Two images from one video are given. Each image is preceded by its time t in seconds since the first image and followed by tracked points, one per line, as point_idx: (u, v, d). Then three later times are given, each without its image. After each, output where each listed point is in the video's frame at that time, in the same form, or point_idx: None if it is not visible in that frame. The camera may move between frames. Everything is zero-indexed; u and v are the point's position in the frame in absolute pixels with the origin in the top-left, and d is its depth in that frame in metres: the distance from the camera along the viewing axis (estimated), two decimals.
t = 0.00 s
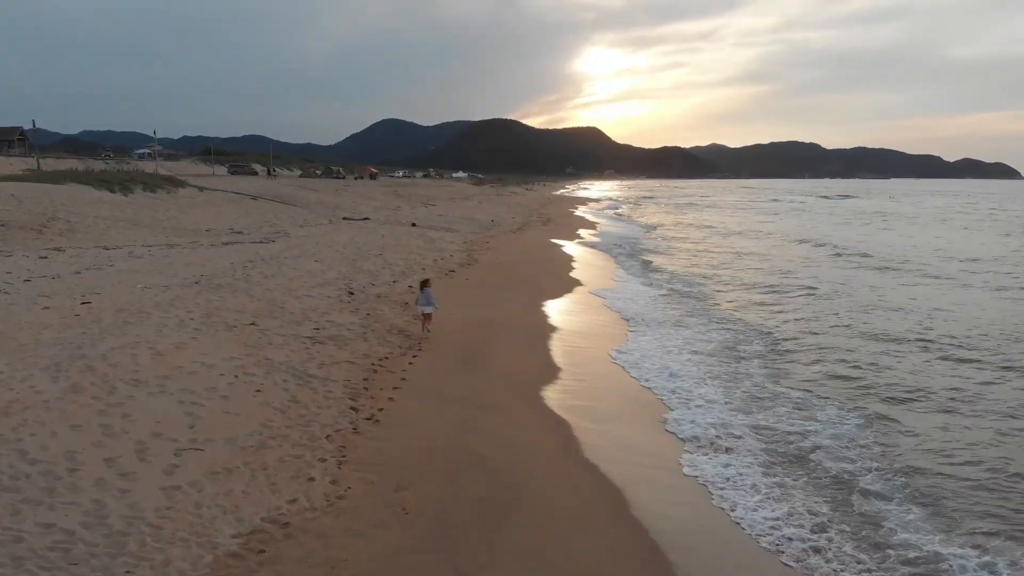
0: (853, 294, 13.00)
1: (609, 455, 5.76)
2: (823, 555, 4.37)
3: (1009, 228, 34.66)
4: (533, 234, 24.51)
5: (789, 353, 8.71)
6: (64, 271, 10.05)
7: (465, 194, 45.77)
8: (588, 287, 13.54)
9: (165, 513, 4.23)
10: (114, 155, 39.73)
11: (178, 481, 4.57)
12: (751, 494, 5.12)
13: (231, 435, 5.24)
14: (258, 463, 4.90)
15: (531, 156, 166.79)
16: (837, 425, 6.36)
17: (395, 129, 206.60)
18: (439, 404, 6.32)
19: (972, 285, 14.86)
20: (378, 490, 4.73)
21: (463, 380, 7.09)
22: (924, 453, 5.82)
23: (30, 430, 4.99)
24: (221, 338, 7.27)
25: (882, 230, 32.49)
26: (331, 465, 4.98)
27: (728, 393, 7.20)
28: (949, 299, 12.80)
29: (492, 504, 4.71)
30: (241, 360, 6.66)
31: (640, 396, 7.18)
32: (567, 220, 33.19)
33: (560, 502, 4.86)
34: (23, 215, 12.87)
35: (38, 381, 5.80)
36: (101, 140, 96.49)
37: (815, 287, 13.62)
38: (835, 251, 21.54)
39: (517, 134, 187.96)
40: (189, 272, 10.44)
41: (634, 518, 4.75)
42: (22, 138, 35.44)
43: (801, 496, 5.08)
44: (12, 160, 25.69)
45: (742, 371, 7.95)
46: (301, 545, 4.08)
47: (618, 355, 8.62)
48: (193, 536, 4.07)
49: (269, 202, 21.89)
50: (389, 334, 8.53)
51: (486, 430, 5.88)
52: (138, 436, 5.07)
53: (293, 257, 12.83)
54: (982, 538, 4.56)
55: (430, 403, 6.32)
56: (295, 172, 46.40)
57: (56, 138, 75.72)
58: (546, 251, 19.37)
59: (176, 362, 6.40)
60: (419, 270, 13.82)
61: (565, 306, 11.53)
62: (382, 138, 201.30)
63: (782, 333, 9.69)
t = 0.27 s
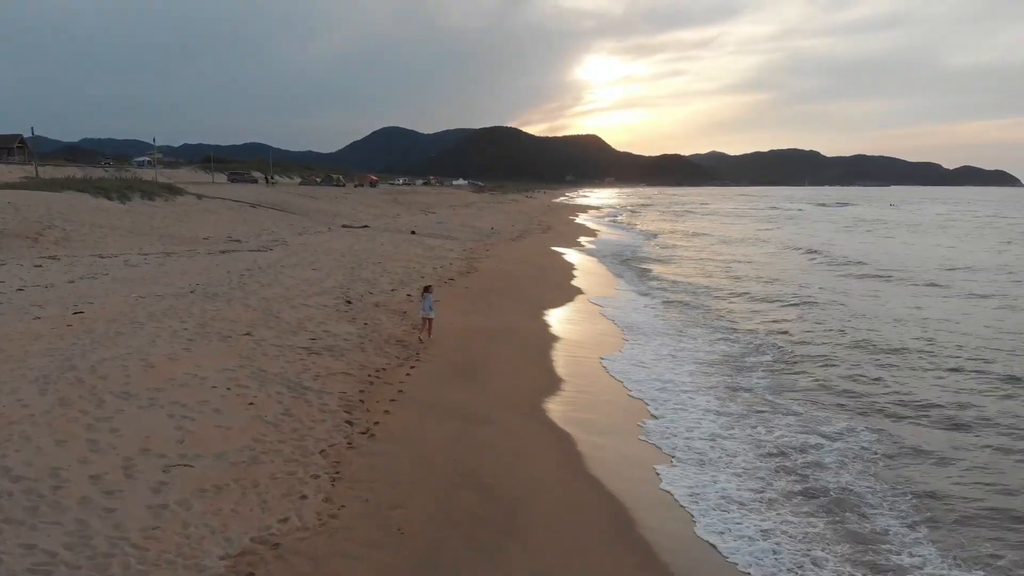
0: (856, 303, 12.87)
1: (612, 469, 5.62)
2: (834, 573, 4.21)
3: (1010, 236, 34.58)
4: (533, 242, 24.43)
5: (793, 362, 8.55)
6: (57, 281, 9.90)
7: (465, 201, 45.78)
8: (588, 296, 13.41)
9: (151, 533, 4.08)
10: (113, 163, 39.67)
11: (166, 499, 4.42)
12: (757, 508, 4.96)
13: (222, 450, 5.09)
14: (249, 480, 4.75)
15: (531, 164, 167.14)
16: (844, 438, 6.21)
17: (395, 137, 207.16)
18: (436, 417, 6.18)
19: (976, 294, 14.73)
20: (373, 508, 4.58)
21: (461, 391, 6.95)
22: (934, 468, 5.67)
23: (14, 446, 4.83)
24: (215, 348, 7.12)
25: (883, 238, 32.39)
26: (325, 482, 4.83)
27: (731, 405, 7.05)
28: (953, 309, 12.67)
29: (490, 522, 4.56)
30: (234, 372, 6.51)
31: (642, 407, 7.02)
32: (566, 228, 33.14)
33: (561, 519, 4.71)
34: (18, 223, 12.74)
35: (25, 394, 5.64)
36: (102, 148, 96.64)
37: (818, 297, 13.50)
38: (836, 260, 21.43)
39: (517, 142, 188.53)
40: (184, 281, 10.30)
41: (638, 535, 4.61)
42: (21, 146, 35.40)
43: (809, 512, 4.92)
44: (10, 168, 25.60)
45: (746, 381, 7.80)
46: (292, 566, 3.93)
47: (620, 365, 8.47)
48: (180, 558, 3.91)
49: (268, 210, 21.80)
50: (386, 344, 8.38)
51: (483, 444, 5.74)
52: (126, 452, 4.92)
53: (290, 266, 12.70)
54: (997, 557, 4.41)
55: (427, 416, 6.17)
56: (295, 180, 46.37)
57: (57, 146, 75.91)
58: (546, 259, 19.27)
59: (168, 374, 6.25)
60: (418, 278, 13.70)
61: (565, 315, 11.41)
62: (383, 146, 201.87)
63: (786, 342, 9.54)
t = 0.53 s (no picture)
0: (860, 313, 12.72)
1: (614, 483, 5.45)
2: None
3: (1012, 244, 34.51)
4: (533, 250, 24.31)
5: (798, 373, 8.40)
6: (51, 289, 9.76)
7: (465, 209, 45.73)
8: (589, 305, 13.27)
9: (135, 555, 3.92)
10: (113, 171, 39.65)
11: (152, 519, 4.26)
12: (764, 525, 4.79)
13: (212, 466, 4.94)
14: (239, 497, 4.59)
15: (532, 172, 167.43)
16: (852, 452, 6.04)
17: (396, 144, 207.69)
18: (432, 430, 6.02)
19: (979, 304, 14.61)
20: (366, 528, 4.41)
21: (459, 403, 6.80)
22: (946, 481, 5.50)
23: None
24: (208, 360, 6.97)
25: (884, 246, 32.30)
26: (317, 500, 4.66)
27: (735, 417, 6.88)
28: (958, 319, 12.55)
29: (488, 543, 4.39)
30: (227, 384, 6.36)
31: (644, 419, 6.87)
32: (567, 236, 33.07)
33: (562, 538, 4.55)
34: (14, 231, 12.62)
35: (11, 408, 5.49)
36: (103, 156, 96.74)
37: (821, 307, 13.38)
38: (837, 269, 21.33)
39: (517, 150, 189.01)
40: (179, 290, 10.16)
41: (641, 554, 4.44)
42: (21, 153, 35.37)
43: (818, 530, 4.75)
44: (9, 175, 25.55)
45: (750, 392, 7.65)
46: None
47: (621, 376, 8.31)
48: None
49: (267, 217, 21.70)
50: (384, 354, 8.22)
51: (481, 458, 5.57)
52: (113, 468, 4.77)
53: (288, 274, 12.57)
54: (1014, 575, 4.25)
55: (424, 430, 6.00)
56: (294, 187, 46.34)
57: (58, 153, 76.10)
58: (546, 267, 19.15)
59: (158, 387, 6.10)
60: (417, 286, 13.57)
61: (565, 324, 11.26)
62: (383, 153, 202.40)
63: (790, 352, 9.39)
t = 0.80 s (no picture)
0: (865, 323, 12.56)
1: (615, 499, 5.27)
2: None
3: (1013, 252, 34.41)
4: (532, 257, 24.21)
5: (803, 384, 8.23)
6: (43, 298, 9.62)
7: (465, 216, 45.67)
8: (590, 313, 13.11)
9: None
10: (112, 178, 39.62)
11: (137, 539, 4.09)
12: (772, 546, 4.62)
13: (201, 483, 4.77)
14: (228, 516, 4.42)
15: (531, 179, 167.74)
16: (862, 468, 5.87)
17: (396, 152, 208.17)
18: (429, 445, 5.85)
19: (983, 313, 14.47)
20: (359, 549, 4.24)
21: (456, 416, 6.63)
22: (958, 499, 5.33)
23: None
24: (200, 371, 6.82)
25: (886, 254, 32.17)
26: (308, 519, 4.49)
27: (740, 430, 6.71)
28: (963, 329, 12.38)
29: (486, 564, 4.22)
30: (219, 397, 6.20)
31: (646, 431, 6.70)
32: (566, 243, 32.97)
33: (562, 558, 4.38)
34: (8, 239, 12.49)
35: None
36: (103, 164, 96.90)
37: (824, 316, 13.23)
38: (839, 278, 21.18)
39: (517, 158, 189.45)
40: (174, 299, 10.01)
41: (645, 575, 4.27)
42: (19, 161, 35.32)
43: (827, 551, 4.58)
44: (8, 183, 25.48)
45: (755, 404, 7.48)
46: None
47: (623, 387, 8.14)
48: None
49: (265, 225, 21.60)
50: (380, 365, 8.06)
51: (479, 475, 5.41)
52: (98, 486, 4.60)
53: (285, 282, 12.43)
54: None
55: (421, 445, 5.83)
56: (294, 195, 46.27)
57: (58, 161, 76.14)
58: (546, 275, 19.01)
59: (148, 399, 5.93)
60: (415, 294, 13.43)
61: (564, 333, 11.11)
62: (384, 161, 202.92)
63: (794, 362, 9.23)
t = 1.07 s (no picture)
0: (869, 333, 12.41)
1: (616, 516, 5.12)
2: None
3: (1015, 260, 34.30)
4: (532, 265, 24.09)
5: (808, 396, 8.07)
6: (36, 307, 9.48)
7: (465, 224, 45.62)
8: (590, 322, 12.96)
9: None
10: (111, 186, 39.59)
11: (119, 561, 3.93)
12: (779, 568, 4.46)
13: (189, 501, 4.62)
14: (215, 536, 4.26)
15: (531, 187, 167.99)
16: (871, 484, 5.71)
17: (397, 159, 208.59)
18: (425, 459, 5.70)
19: (987, 323, 14.34)
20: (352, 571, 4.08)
21: (453, 429, 6.48)
22: (970, 518, 5.18)
23: None
24: (192, 383, 6.66)
25: (887, 262, 32.05)
26: (299, 539, 4.34)
27: (743, 444, 6.56)
28: (969, 339, 12.23)
29: None
30: (210, 410, 6.04)
31: (648, 444, 6.54)
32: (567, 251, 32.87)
33: None
34: (3, 247, 12.36)
35: None
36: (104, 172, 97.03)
37: (827, 326, 13.09)
38: (841, 287, 21.04)
39: (517, 165, 189.88)
40: (169, 308, 9.87)
41: None
42: (19, 168, 35.30)
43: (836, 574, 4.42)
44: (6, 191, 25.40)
45: (760, 417, 7.32)
46: None
47: (624, 398, 7.99)
48: None
49: (264, 233, 21.49)
50: (377, 376, 7.90)
51: (476, 491, 5.25)
52: (82, 504, 4.44)
53: (282, 291, 12.30)
54: None
55: (417, 459, 5.68)
56: (294, 202, 46.22)
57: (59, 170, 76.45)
58: (546, 283, 18.89)
59: (137, 412, 5.78)
60: (414, 303, 13.29)
61: (565, 342, 10.96)
62: (384, 169, 203.41)
63: (798, 373, 9.08)
